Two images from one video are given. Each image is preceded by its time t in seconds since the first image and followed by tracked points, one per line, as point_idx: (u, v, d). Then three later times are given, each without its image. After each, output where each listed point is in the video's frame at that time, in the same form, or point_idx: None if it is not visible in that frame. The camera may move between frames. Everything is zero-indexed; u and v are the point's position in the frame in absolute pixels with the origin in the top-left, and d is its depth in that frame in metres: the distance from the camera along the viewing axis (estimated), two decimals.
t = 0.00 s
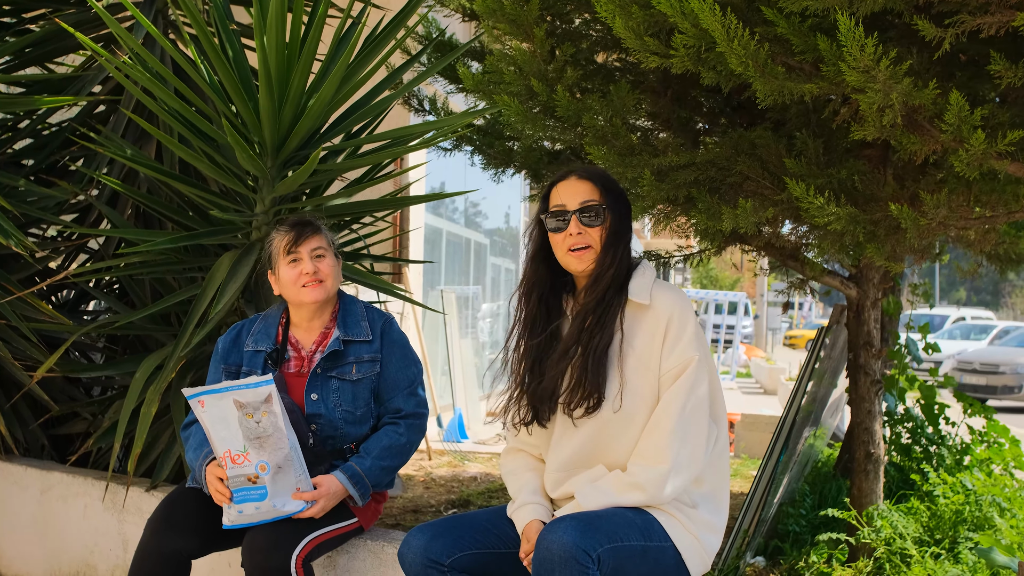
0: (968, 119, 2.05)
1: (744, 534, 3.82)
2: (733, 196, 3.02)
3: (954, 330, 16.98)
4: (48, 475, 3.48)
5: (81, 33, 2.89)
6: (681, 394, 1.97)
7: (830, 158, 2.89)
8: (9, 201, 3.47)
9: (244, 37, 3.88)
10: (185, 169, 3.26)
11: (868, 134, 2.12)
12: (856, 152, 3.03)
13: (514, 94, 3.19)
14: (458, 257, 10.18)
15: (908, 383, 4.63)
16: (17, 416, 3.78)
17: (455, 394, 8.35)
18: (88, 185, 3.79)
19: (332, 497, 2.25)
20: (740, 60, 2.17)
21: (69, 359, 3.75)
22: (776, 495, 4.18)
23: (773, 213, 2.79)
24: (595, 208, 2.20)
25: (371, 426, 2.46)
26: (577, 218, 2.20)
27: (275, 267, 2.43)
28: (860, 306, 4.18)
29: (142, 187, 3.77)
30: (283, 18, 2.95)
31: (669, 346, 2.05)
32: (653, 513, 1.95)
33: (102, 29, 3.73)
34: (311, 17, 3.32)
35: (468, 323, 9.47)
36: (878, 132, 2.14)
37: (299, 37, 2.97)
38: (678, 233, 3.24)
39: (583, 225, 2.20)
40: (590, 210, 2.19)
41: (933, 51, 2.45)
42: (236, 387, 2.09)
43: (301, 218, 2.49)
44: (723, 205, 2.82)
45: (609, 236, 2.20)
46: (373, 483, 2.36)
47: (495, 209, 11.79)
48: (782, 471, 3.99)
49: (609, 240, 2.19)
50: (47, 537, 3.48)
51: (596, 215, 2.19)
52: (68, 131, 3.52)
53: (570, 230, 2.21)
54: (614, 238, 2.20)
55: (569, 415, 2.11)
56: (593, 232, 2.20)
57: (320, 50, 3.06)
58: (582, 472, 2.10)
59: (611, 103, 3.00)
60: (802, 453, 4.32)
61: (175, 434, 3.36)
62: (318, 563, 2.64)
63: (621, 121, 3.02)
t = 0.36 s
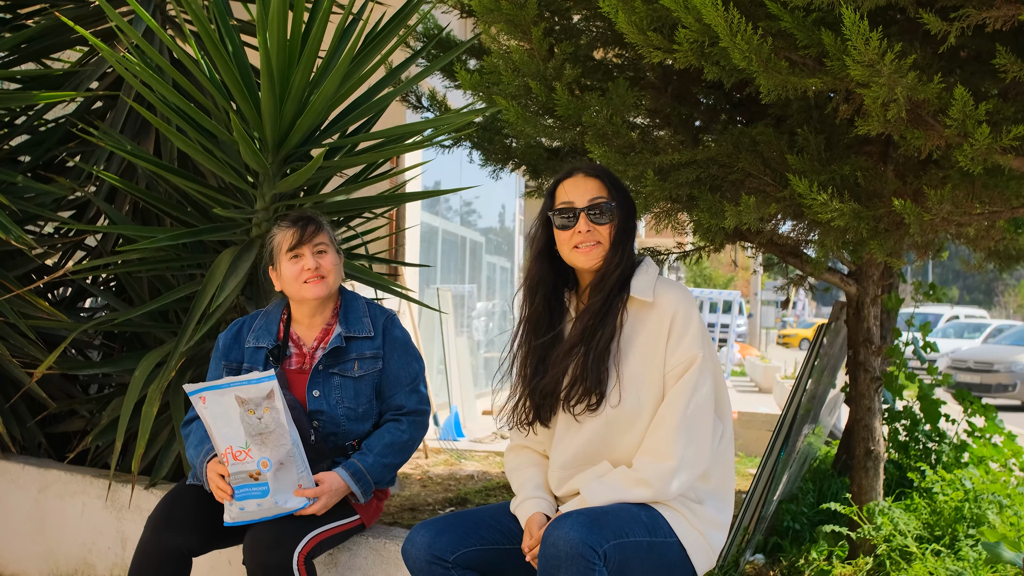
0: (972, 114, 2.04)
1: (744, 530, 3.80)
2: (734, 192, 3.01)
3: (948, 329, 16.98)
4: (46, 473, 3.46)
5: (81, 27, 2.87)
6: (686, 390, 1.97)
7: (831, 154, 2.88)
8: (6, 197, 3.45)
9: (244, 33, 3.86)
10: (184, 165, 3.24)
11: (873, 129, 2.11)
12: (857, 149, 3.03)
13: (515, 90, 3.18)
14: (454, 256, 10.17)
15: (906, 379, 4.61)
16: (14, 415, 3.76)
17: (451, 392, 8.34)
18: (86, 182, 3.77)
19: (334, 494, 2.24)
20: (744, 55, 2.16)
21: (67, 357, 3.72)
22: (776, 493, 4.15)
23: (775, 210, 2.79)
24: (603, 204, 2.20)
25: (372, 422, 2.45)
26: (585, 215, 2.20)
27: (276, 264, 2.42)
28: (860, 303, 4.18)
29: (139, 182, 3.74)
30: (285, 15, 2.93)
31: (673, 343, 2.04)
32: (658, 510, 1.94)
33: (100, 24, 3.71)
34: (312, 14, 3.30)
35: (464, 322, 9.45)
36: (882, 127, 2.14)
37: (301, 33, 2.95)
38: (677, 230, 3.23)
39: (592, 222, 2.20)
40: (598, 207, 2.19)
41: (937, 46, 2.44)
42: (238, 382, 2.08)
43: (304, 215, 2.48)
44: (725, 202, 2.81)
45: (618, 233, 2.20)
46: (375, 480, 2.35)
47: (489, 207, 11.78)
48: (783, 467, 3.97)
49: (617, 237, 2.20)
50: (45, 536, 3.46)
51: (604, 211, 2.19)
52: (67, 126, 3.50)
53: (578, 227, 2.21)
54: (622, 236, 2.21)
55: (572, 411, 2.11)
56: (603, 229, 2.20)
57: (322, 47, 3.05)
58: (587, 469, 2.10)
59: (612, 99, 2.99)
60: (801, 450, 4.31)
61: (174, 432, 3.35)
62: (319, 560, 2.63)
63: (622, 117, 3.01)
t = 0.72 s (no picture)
0: (975, 110, 2.04)
1: (742, 529, 3.78)
2: (734, 189, 3.00)
3: (942, 329, 17.01)
4: (42, 472, 3.44)
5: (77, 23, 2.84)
6: (690, 391, 1.95)
7: (830, 152, 2.88)
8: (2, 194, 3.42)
9: (241, 30, 3.84)
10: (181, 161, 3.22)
11: (874, 125, 2.11)
12: (856, 147, 3.02)
13: (514, 87, 3.17)
14: (449, 255, 10.15)
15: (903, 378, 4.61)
16: (10, 414, 3.73)
17: (447, 392, 8.32)
18: (82, 179, 3.74)
19: (333, 492, 2.23)
20: (746, 51, 2.15)
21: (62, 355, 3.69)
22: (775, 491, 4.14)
23: (775, 207, 2.78)
24: (592, 198, 2.18)
25: (372, 420, 2.44)
26: (571, 210, 2.20)
27: (278, 261, 2.41)
28: (858, 302, 4.17)
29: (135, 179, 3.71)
30: (282, 11, 2.91)
31: (677, 343, 2.02)
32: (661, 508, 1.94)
33: (97, 20, 3.68)
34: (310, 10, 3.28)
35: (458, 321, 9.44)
36: (884, 123, 2.13)
37: (299, 29, 2.93)
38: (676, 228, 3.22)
39: (579, 216, 2.18)
40: (584, 201, 2.17)
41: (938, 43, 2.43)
42: (236, 379, 2.07)
43: (308, 213, 2.47)
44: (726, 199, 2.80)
45: (603, 229, 2.17)
46: (375, 478, 2.34)
47: (483, 206, 11.77)
48: (782, 466, 3.96)
49: (605, 231, 2.17)
50: (41, 535, 3.44)
51: (591, 206, 2.17)
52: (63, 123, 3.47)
53: (563, 222, 2.22)
54: (612, 230, 2.17)
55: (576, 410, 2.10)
56: (586, 224, 2.19)
57: (320, 43, 3.03)
58: (590, 466, 2.09)
59: (612, 96, 2.97)
60: (799, 449, 4.30)
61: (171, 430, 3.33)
62: (317, 559, 2.61)
63: (622, 114, 3.00)
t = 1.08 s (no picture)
0: (973, 109, 2.04)
1: (737, 529, 3.78)
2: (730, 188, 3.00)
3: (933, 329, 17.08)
4: (34, 472, 3.41)
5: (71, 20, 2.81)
6: (686, 396, 1.93)
7: (826, 151, 2.88)
8: None
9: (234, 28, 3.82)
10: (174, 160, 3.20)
11: (871, 124, 2.11)
12: (851, 146, 3.02)
13: (510, 86, 3.17)
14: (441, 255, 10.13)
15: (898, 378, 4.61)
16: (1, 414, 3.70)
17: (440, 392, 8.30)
18: (75, 178, 3.72)
19: (329, 492, 2.21)
20: (744, 49, 2.15)
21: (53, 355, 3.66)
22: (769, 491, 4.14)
23: (771, 205, 2.78)
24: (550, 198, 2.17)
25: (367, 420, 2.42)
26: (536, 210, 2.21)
27: (279, 262, 2.39)
28: (853, 301, 4.17)
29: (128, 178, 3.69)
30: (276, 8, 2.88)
31: (671, 347, 2.01)
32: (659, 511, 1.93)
33: (91, 18, 3.66)
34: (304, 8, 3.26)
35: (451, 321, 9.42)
36: (881, 122, 2.13)
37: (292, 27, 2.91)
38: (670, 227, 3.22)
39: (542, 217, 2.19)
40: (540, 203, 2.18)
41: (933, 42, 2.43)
42: (231, 379, 2.05)
43: (305, 212, 2.45)
44: (721, 198, 2.80)
45: (555, 229, 2.15)
46: (370, 478, 2.32)
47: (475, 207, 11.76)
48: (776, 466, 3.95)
49: (563, 230, 2.13)
50: (33, 536, 3.41)
51: (546, 206, 2.17)
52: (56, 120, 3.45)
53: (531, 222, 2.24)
54: (563, 228, 2.13)
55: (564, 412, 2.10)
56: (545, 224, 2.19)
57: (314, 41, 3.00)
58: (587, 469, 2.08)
59: (608, 94, 2.97)
60: (794, 448, 4.29)
61: (164, 430, 3.31)
62: (312, 559, 2.59)
63: (617, 113, 2.99)
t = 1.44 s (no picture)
0: (973, 107, 2.04)
1: (734, 528, 3.78)
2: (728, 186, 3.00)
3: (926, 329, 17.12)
4: (29, 471, 3.39)
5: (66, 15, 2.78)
6: (685, 392, 1.93)
7: (824, 149, 2.88)
8: None
9: (230, 25, 3.80)
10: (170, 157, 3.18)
11: (871, 121, 2.10)
12: (849, 145, 3.02)
13: (507, 83, 3.16)
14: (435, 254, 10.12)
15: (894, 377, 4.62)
16: None
17: (434, 392, 8.29)
18: (70, 175, 3.69)
19: (327, 490, 2.20)
20: (743, 46, 2.14)
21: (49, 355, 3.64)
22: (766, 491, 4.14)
23: (770, 204, 2.78)
24: (595, 192, 2.18)
25: (365, 418, 2.41)
26: (576, 202, 2.18)
27: (277, 260, 2.37)
28: (849, 300, 4.17)
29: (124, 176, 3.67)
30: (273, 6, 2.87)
31: (671, 343, 2.00)
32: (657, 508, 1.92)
33: (86, 15, 3.64)
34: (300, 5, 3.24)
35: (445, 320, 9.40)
36: (880, 120, 2.13)
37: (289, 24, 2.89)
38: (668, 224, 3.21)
39: (584, 209, 2.17)
40: (591, 195, 2.16)
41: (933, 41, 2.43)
42: (229, 376, 2.04)
43: (302, 209, 2.44)
44: (720, 196, 2.80)
45: (608, 223, 2.17)
46: (368, 476, 2.31)
47: (468, 207, 11.75)
48: (773, 466, 3.95)
49: (610, 227, 2.17)
50: (28, 536, 3.39)
51: (596, 201, 2.17)
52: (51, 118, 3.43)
53: (567, 214, 2.19)
54: (613, 224, 2.17)
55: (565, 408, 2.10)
56: (590, 218, 2.18)
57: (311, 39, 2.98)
58: (586, 466, 2.07)
59: (606, 92, 2.96)
60: (790, 448, 4.29)
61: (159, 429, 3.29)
62: (309, 559, 2.58)
63: (616, 110, 2.98)
